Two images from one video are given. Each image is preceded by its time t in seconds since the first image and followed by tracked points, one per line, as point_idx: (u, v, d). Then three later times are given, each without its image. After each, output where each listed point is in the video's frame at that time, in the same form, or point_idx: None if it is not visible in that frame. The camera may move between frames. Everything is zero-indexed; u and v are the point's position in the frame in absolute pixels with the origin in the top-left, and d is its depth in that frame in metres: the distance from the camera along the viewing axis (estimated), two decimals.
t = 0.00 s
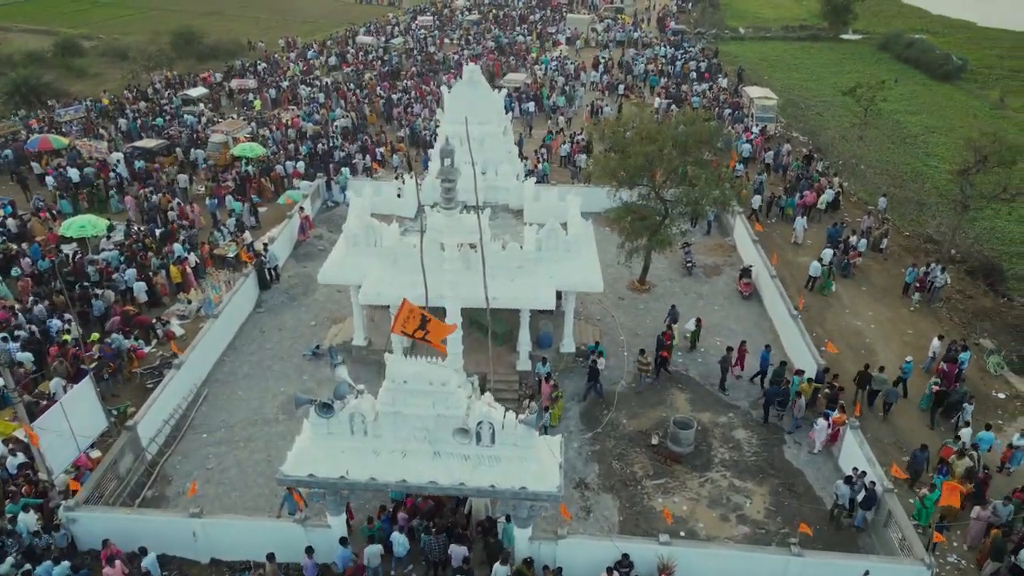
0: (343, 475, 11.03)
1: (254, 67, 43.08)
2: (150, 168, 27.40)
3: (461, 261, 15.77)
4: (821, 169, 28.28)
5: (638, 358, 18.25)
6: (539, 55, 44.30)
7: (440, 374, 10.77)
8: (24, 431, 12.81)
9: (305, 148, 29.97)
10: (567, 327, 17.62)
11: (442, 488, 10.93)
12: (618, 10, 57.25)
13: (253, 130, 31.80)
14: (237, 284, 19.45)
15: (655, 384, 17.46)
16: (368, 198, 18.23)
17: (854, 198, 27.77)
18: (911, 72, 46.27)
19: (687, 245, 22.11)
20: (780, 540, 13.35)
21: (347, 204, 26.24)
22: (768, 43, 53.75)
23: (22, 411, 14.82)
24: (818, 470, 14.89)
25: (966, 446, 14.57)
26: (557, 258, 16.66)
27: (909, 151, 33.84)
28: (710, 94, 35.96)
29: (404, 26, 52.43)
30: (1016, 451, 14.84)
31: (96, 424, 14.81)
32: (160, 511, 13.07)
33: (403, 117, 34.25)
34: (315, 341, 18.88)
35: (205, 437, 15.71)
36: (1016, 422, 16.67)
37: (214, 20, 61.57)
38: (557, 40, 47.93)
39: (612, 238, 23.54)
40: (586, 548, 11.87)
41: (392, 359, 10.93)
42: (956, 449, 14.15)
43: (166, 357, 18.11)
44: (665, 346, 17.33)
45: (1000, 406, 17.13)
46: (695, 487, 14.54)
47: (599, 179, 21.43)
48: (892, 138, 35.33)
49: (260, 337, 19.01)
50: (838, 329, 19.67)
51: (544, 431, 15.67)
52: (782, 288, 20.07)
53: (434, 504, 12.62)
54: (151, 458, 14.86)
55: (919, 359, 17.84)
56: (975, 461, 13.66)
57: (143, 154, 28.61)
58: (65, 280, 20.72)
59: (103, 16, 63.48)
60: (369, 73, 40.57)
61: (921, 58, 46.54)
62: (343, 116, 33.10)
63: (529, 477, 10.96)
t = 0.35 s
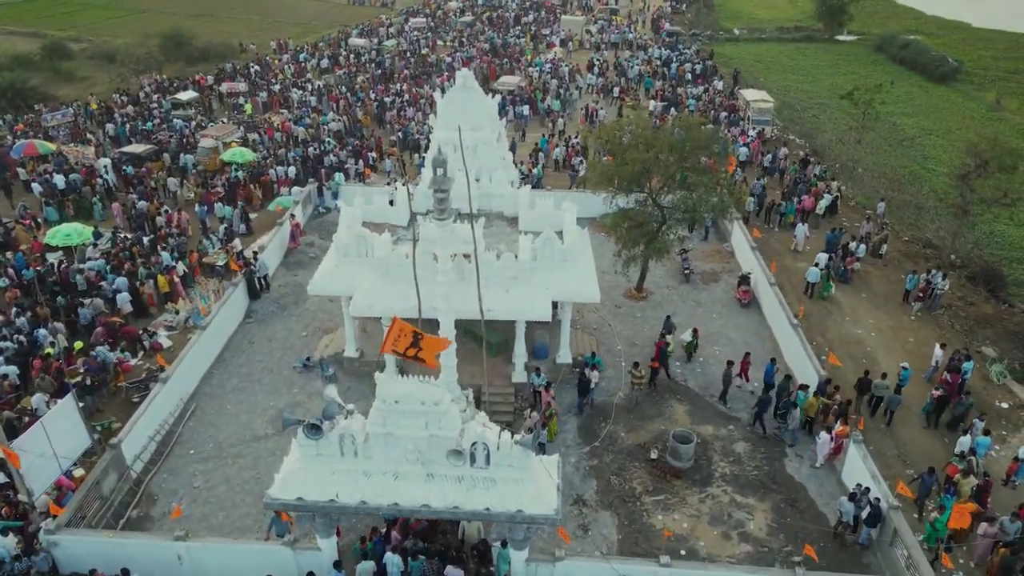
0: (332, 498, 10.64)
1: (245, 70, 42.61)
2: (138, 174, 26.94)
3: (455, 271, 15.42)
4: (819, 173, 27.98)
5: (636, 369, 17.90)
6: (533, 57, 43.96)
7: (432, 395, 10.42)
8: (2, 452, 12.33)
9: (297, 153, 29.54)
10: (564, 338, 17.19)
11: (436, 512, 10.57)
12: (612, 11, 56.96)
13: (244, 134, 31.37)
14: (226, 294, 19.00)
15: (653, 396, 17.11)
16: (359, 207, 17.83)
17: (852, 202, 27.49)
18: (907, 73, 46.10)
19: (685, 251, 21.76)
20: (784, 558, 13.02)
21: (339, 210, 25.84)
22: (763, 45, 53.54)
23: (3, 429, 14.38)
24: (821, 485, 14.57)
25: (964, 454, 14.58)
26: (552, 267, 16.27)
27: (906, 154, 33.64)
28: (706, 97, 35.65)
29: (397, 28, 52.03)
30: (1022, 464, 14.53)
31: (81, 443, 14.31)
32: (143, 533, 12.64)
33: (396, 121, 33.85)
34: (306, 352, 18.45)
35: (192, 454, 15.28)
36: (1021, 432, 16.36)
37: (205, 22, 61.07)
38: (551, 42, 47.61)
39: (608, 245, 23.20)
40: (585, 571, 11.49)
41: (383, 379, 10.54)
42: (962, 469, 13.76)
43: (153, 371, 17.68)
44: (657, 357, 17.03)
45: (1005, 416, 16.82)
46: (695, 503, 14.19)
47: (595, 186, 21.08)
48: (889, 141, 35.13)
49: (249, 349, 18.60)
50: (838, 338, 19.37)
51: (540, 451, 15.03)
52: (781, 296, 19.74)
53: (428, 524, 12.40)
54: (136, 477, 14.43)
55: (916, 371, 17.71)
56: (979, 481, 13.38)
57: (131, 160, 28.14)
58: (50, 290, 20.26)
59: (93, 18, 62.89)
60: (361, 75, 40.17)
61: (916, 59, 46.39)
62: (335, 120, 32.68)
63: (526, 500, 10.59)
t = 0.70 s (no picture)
0: (323, 525, 10.18)
1: (241, 73, 42.19)
2: (129, 179, 26.51)
3: (453, 283, 15.00)
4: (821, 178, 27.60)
5: (637, 381, 17.49)
6: (532, 59, 43.58)
7: (427, 418, 9.97)
8: None
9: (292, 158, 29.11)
10: (563, 349, 16.74)
11: (432, 539, 10.15)
12: (611, 12, 56.60)
13: (238, 139, 30.95)
14: (218, 304, 18.53)
15: (655, 409, 16.70)
16: (354, 215, 17.38)
17: (855, 207, 27.11)
18: (908, 75, 45.79)
19: (687, 259, 21.36)
20: None
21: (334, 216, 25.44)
22: (762, 46, 53.18)
23: None
24: (829, 503, 14.16)
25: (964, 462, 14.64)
26: (553, 278, 15.87)
27: (909, 158, 33.30)
28: (706, 100, 35.27)
29: (395, 30, 51.63)
30: None
31: (65, 461, 13.90)
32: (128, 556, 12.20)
33: (393, 124, 33.45)
34: (299, 364, 18.02)
35: (181, 471, 14.84)
36: None
37: (201, 23, 60.64)
38: (550, 44, 47.25)
39: (608, 252, 22.80)
40: None
41: (377, 401, 10.08)
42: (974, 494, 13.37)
43: (142, 384, 17.23)
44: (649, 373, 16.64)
45: (1015, 430, 16.43)
46: (700, 522, 13.77)
47: (595, 193, 20.68)
48: (891, 144, 34.80)
49: (241, 361, 18.16)
50: (843, 349, 18.98)
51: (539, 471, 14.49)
52: (785, 305, 19.34)
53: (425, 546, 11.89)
54: (123, 496, 13.98)
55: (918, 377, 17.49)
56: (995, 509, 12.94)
57: (123, 165, 27.70)
58: (38, 300, 19.81)
59: (88, 19, 62.41)
60: (358, 78, 39.75)
61: (918, 61, 46.06)
62: (330, 124, 32.26)
63: (525, 526, 10.18)
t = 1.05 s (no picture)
0: (314, 553, 9.72)
1: (238, 76, 41.79)
2: (122, 185, 26.12)
3: (450, 294, 14.60)
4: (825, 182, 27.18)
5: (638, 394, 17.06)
6: (531, 61, 43.20)
7: (422, 442, 9.58)
8: None
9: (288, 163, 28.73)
10: (563, 362, 16.31)
11: (427, 569, 9.67)
12: (611, 13, 56.22)
13: (234, 143, 30.55)
14: (210, 314, 18.11)
15: (658, 423, 16.28)
16: (350, 224, 16.96)
17: (860, 212, 26.69)
18: (911, 77, 45.40)
19: (689, 267, 20.95)
20: None
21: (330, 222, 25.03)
22: (764, 48, 52.79)
23: None
24: (838, 522, 13.74)
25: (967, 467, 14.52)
26: (553, 289, 15.46)
27: (913, 162, 32.90)
28: (708, 103, 34.88)
29: (393, 32, 51.25)
30: None
31: (49, 480, 13.42)
32: None
33: (391, 128, 33.04)
34: (293, 377, 17.58)
35: (171, 490, 14.41)
36: None
37: (198, 24, 60.25)
38: (550, 45, 46.85)
39: (609, 259, 22.40)
40: None
41: (370, 425, 9.69)
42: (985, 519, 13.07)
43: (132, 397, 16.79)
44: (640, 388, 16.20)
45: None
46: (705, 544, 13.34)
47: (595, 200, 20.26)
48: (895, 148, 34.41)
49: (234, 373, 17.72)
50: (850, 360, 18.58)
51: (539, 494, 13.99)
52: (791, 314, 18.92)
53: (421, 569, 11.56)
54: (110, 517, 13.54)
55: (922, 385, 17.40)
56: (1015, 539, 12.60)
57: (117, 170, 27.29)
58: (27, 309, 19.40)
59: (84, 20, 62.01)
60: (355, 80, 39.35)
61: (921, 63, 45.68)
62: (327, 128, 31.85)
63: (525, 555, 9.72)
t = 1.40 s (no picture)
0: None
1: (234, 79, 41.27)
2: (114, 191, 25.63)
3: (447, 311, 14.07)
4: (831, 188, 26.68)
5: (641, 412, 16.52)
6: (531, 64, 42.67)
7: (416, 477, 9.09)
8: None
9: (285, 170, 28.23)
10: (565, 379, 15.76)
11: None
12: (612, 15, 55.72)
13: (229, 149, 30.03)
14: (201, 328, 17.59)
15: (664, 442, 15.75)
16: (344, 236, 16.43)
17: (867, 219, 26.16)
18: (915, 80, 44.89)
19: (694, 278, 20.43)
20: None
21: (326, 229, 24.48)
22: (767, 50, 52.26)
23: None
24: (851, 549, 13.21)
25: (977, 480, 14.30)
26: (554, 305, 14.91)
27: (919, 167, 32.38)
28: (711, 106, 34.39)
29: (391, 33, 50.74)
30: None
31: (32, 505, 12.97)
32: None
33: (389, 133, 32.52)
34: (286, 393, 17.06)
35: (157, 514, 13.88)
36: None
37: (195, 26, 59.77)
38: (550, 48, 46.33)
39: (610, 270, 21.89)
40: None
41: (361, 457, 9.18)
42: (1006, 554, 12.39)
43: (120, 414, 16.27)
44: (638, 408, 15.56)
45: None
46: (712, 572, 12.81)
47: (597, 210, 19.76)
48: (901, 152, 33.89)
49: (225, 389, 17.19)
50: (860, 375, 18.06)
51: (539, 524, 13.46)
52: (799, 328, 18.38)
53: None
54: (93, 544, 13.00)
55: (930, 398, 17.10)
56: None
57: (109, 176, 26.76)
58: (14, 322, 18.91)
59: (81, 21, 61.49)
60: (353, 84, 38.82)
61: (925, 66, 45.16)
62: (324, 133, 31.35)
63: None
